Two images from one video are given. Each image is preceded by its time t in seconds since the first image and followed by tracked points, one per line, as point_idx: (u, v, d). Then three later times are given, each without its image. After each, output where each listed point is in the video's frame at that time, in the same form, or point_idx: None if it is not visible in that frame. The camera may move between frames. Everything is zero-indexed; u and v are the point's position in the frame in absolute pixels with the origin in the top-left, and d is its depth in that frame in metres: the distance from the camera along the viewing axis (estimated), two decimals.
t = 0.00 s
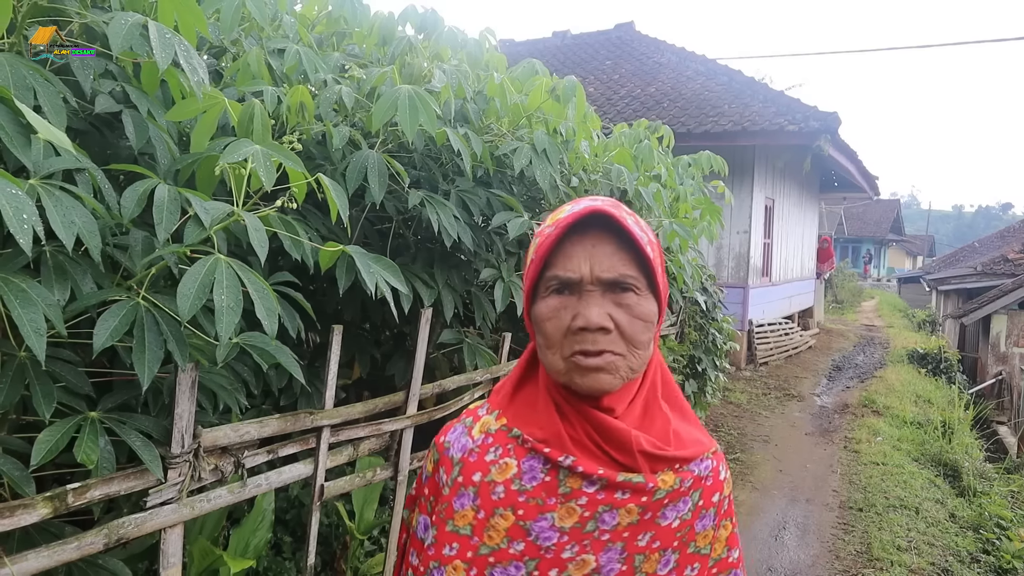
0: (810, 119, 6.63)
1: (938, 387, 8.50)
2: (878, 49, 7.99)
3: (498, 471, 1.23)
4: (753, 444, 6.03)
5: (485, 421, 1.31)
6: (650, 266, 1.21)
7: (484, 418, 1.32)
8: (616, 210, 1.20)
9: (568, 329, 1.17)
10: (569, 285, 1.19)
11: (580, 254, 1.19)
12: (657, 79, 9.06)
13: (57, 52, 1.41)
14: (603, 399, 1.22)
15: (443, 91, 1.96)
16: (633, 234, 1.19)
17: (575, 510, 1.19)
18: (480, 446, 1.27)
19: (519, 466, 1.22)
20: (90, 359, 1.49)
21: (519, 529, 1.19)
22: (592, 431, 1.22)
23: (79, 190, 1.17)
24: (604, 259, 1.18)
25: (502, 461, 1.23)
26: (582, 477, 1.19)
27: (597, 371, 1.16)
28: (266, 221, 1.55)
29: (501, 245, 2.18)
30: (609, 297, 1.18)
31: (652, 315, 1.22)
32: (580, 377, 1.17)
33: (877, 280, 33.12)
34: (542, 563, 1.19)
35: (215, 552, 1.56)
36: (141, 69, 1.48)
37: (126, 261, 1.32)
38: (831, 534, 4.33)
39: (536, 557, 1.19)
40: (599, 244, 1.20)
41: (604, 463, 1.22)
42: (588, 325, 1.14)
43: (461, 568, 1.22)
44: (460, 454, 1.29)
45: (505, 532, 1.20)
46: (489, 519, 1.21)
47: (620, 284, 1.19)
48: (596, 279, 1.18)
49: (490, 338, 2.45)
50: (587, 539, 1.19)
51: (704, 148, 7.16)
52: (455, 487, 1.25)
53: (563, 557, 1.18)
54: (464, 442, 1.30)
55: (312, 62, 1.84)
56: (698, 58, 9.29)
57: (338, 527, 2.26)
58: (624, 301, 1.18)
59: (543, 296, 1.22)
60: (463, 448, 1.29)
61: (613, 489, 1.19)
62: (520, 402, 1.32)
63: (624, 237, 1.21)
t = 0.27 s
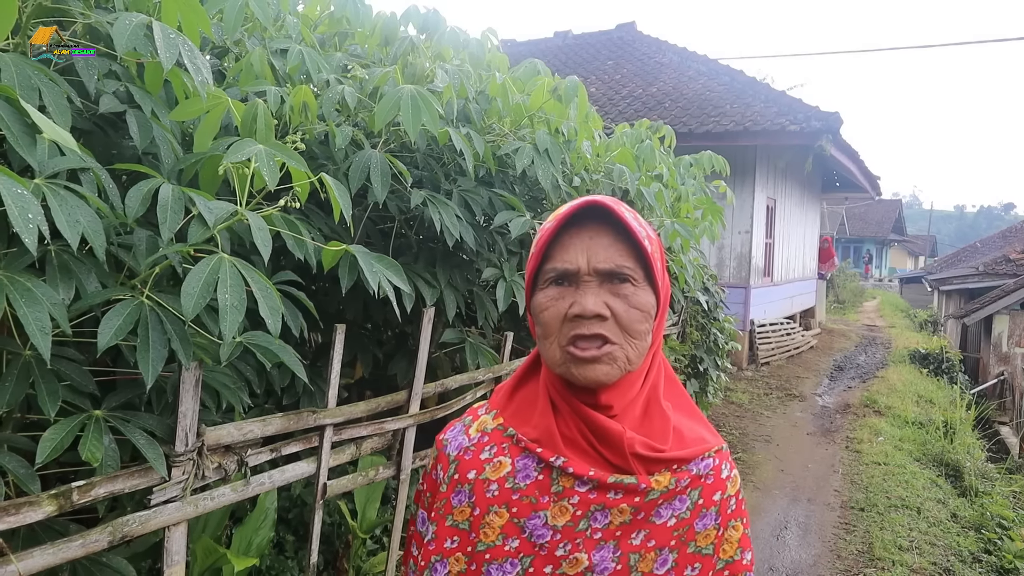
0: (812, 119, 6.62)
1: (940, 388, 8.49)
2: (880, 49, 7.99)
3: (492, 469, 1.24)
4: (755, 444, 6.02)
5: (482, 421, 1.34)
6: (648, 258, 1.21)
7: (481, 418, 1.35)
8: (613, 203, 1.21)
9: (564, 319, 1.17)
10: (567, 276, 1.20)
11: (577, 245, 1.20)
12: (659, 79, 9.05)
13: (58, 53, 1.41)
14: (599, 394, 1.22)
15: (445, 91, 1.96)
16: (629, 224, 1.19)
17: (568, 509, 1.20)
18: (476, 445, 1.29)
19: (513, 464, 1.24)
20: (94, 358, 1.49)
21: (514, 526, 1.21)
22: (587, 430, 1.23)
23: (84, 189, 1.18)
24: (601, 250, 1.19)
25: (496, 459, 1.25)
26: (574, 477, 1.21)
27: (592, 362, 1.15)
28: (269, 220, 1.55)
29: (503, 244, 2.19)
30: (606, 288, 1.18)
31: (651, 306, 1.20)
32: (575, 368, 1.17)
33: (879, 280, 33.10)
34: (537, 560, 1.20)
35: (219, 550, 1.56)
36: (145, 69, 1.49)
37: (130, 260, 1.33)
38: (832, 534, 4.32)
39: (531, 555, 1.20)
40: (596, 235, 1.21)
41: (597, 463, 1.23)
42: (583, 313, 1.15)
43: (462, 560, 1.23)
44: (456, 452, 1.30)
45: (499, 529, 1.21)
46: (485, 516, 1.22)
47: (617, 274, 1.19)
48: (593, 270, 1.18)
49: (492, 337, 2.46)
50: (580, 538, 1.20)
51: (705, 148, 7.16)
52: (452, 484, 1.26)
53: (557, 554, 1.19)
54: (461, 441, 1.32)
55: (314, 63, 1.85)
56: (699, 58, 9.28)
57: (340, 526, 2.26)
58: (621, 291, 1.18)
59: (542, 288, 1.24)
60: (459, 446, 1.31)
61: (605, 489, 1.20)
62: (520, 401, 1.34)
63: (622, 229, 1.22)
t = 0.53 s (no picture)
0: (813, 118, 6.62)
1: (941, 387, 8.47)
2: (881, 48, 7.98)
3: (496, 473, 1.23)
4: (756, 444, 6.02)
5: (485, 423, 1.31)
6: (649, 254, 1.21)
7: (484, 421, 1.32)
8: (612, 200, 1.22)
9: (566, 315, 1.18)
10: (568, 273, 1.20)
11: (577, 243, 1.21)
12: (660, 79, 9.05)
13: (59, 53, 1.41)
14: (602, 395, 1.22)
15: (446, 91, 1.97)
16: (628, 220, 1.20)
17: (574, 513, 1.20)
18: (479, 448, 1.26)
19: (518, 468, 1.22)
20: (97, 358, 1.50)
21: (518, 530, 1.20)
22: (590, 433, 1.23)
23: (86, 190, 1.19)
24: (601, 246, 1.19)
25: (500, 463, 1.23)
26: (579, 482, 1.20)
27: (594, 360, 1.15)
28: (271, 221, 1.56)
29: (504, 244, 2.19)
30: (607, 285, 1.19)
31: (652, 303, 1.21)
32: (578, 367, 1.16)
33: (881, 279, 33.06)
34: (542, 564, 1.19)
35: (221, 550, 1.57)
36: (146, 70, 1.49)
37: (133, 260, 1.34)
38: (834, 533, 4.32)
39: (536, 559, 1.19)
40: (596, 232, 1.21)
41: (602, 467, 1.22)
42: (585, 309, 1.15)
43: (461, 569, 1.20)
44: (459, 456, 1.27)
45: (504, 533, 1.20)
46: (489, 521, 1.20)
47: (617, 271, 1.19)
48: (593, 266, 1.19)
49: (493, 337, 2.46)
50: (585, 542, 1.20)
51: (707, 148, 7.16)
52: (454, 488, 1.23)
53: (563, 558, 1.19)
54: (464, 444, 1.29)
55: (316, 63, 1.85)
56: (701, 58, 9.28)
57: (342, 526, 2.27)
58: (622, 288, 1.19)
59: (543, 287, 1.24)
60: (462, 449, 1.28)
61: (611, 493, 1.20)
62: (522, 403, 1.33)
63: (622, 227, 1.23)
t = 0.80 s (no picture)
0: (814, 118, 6.61)
1: (943, 387, 8.46)
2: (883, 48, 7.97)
3: (507, 478, 1.22)
4: (758, 443, 6.02)
5: (493, 428, 1.31)
6: (654, 262, 1.21)
7: (493, 425, 1.31)
8: (618, 208, 1.21)
9: (573, 326, 1.18)
10: (574, 283, 1.20)
11: (584, 252, 1.20)
12: (661, 79, 9.04)
13: (59, 53, 1.41)
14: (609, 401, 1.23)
15: (447, 93, 1.97)
16: (634, 229, 1.20)
17: (586, 516, 1.20)
18: (489, 453, 1.26)
19: (529, 473, 1.22)
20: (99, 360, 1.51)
21: (531, 534, 1.20)
22: (600, 437, 1.23)
23: (88, 193, 1.19)
24: (608, 256, 1.19)
25: (511, 468, 1.23)
26: (591, 484, 1.20)
27: (602, 370, 1.16)
28: (272, 223, 1.56)
29: (504, 245, 2.20)
30: (614, 295, 1.19)
31: (658, 312, 1.21)
32: (586, 377, 1.17)
33: (883, 279, 33.01)
34: (554, 567, 1.19)
35: (223, 551, 1.58)
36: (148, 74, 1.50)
37: (134, 263, 1.34)
38: (835, 533, 4.32)
39: (549, 562, 1.19)
40: (602, 241, 1.21)
41: (613, 470, 1.22)
42: (592, 321, 1.15)
43: (474, 572, 1.20)
44: (468, 462, 1.26)
45: (516, 537, 1.20)
46: (501, 526, 1.20)
47: (624, 281, 1.19)
48: (599, 276, 1.19)
49: (494, 338, 2.47)
50: (598, 544, 1.20)
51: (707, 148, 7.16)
52: (465, 494, 1.23)
53: (576, 561, 1.19)
54: (473, 449, 1.28)
55: (316, 65, 1.86)
56: (702, 57, 9.27)
57: (343, 527, 2.27)
58: (628, 298, 1.19)
59: (548, 296, 1.24)
60: (471, 455, 1.27)
61: (622, 494, 1.20)
62: (529, 407, 1.32)
63: (627, 235, 1.22)
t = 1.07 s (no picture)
0: (816, 119, 6.61)
1: (945, 388, 8.44)
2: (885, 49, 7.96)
3: (508, 474, 1.23)
4: (758, 444, 6.03)
5: (495, 425, 1.32)
6: (657, 268, 1.22)
7: (495, 423, 1.32)
8: (623, 214, 1.22)
9: (576, 329, 1.19)
10: (578, 286, 1.21)
11: (588, 256, 1.21)
12: (663, 80, 9.05)
13: (58, 53, 1.40)
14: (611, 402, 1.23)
15: (447, 94, 1.98)
16: (639, 235, 1.20)
17: (585, 513, 1.21)
18: (491, 450, 1.27)
19: (529, 469, 1.22)
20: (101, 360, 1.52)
21: (530, 530, 1.20)
22: (602, 436, 1.24)
23: (91, 195, 1.20)
24: (612, 261, 1.20)
25: (512, 464, 1.24)
26: (591, 482, 1.21)
27: (604, 373, 1.16)
28: (273, 224, 1.57)
29: (505, 246, 2.21)
30: (617, 299, 1.20)
31: (660, 317, 1.22)
32: (588, 379, 1.18)
33: (885, 279, 32.95)
34: (553, 563, 1.20)
35: (224, 549, 1.59)
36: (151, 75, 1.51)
37: (136, 264, 1.35)
38: (836, 534, 4.32)
39: (548, 558, 1.20)
40: (606, 246, 1.21)
41: (612, 469, 1.23)
42: (594, 325, 1.16)
43: (474, 567, 1.21)
44: (470, 458, 1.28)
45: (516, 533, 1.20)
46: (501, 521, 1.21)
47: (627, 285, 1.20)
48: (603, 281, 1.19)
49: (494, 338, 2.47)
50: (596, 541, 1.20)
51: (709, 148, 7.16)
52: (466, 489, 1.24)
53: (574, 558, 1.20)
54: (475, 446, 1.29)
55: (318, 67, 1.87)
56: (703, 58, 9.27)
57: (344, 526, 2.28)
58: (631, 302, 1.20)
59: (552, 298, 1.25)
60: (474, 451, 1.28)
61: (621, 492, 1.21)
62: (531, 406, 1.33)
63: (632, 240, 1.23)
